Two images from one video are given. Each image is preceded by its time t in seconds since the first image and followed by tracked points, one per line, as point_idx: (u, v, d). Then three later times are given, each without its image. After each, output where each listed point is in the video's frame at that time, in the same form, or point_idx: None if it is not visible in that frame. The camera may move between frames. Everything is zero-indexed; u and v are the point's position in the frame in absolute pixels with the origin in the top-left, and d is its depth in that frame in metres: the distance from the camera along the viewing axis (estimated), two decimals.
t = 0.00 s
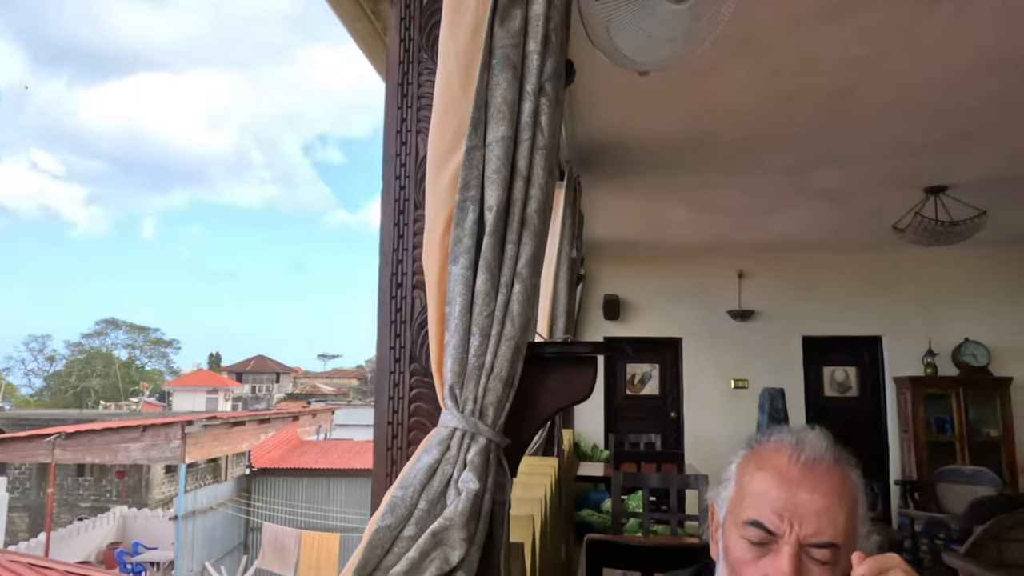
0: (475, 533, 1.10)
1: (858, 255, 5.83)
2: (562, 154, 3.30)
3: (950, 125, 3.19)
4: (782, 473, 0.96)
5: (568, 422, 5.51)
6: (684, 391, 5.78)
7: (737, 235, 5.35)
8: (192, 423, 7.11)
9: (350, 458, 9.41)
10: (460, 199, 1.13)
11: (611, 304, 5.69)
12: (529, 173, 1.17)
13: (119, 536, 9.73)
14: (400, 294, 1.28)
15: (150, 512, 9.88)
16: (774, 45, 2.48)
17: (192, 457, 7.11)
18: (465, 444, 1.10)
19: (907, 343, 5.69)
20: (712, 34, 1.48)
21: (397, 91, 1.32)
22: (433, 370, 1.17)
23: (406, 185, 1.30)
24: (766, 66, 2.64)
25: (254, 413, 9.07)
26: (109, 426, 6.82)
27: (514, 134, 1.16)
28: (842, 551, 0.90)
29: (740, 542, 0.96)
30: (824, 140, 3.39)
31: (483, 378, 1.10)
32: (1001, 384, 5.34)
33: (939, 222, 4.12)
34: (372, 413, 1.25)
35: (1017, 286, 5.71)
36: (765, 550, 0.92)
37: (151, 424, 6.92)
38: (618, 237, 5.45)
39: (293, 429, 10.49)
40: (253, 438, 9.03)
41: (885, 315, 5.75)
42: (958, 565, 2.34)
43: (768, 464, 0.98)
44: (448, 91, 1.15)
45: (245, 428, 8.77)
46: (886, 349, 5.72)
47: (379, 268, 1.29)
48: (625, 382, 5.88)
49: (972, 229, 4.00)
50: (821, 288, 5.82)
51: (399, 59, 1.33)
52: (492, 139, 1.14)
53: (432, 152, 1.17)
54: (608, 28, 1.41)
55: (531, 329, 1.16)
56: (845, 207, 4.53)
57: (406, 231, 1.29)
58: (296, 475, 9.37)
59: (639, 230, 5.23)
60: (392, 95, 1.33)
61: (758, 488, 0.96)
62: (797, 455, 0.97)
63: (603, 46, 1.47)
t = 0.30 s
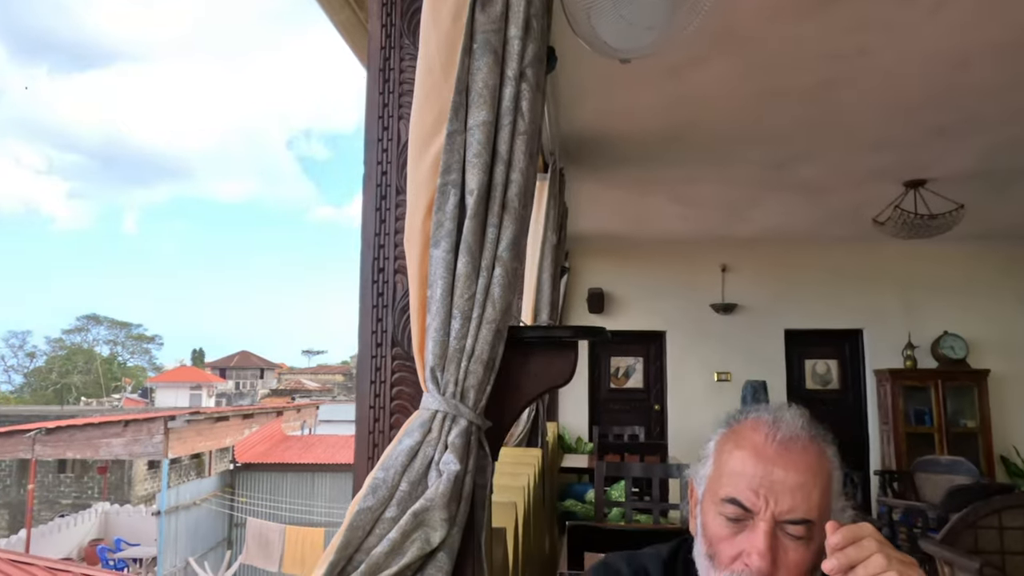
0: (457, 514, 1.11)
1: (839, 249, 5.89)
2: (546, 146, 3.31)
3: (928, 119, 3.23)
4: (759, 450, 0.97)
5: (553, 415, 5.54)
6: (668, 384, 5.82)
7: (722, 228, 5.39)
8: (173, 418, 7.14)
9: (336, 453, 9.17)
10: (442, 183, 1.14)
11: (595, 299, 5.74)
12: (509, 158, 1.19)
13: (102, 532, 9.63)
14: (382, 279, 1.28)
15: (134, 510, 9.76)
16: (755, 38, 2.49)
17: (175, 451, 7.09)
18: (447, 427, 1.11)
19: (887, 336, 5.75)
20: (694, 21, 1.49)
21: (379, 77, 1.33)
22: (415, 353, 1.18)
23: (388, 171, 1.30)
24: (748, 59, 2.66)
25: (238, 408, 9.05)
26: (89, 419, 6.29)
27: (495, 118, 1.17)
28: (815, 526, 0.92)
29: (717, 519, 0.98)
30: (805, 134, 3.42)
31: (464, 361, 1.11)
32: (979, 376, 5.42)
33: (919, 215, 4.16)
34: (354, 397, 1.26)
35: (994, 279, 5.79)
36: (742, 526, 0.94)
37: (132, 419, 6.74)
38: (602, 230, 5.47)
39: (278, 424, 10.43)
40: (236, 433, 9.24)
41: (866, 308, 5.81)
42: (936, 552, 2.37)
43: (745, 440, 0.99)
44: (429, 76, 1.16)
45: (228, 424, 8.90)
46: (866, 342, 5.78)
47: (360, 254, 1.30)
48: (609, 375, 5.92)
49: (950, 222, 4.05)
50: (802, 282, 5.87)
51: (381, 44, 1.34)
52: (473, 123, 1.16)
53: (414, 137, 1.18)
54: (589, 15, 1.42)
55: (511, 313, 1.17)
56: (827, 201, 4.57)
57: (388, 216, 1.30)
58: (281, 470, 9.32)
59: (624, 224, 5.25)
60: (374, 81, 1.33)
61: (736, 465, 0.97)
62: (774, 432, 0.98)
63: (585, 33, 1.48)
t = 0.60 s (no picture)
0: (442, 493, 1.11)
1: (822, 241, 5.94)
2: (533, 134, 3.31)
3: (911, 109, 3.25)
4: (745, 427, 0.97)
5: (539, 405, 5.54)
6: (654, 374, 5.84)
7: (707, 219, 5.40)
8: (156, 411, 7.05)
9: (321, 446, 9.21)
10: (427, 161, 1.14)
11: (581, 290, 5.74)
12: (496, 137, 1.19)
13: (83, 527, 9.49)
14: (367, 259, 1.27)
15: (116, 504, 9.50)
16: (743, 26, 2.50)
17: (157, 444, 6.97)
18: (433, 405, 1.11)
19: (870, 327, 5.80)
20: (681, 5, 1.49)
21: (364, 56, 1.32)
22: (400, 333, 1.17)
23: (373, 151, 1.29)
24: (735, 48, 2.67)
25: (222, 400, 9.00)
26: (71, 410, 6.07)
27: (481, 97, 1.17)
28: (800, 501, 0.93)
29: (704, 494, 0.98)
30: (790, 124, 3.43)
31: (450, 339, 1.11)
32: (960, 366, 5.47)
33: (901, 207, 4.20)
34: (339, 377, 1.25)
35: (974, 271, 5.86)
36: (727, 502, 0.95)
37: (115, 411, 6.56)
38: (589, 221, 5.46)
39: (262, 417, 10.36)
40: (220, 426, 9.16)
41: (848, 300, 5.86)
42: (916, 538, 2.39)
43: (731, 415, 0.99)
44: (414, 54, 1.16)
45: (213, 417, 8.83)
46: (849, 333, 5.82)
47: (345, 234, 1.29)
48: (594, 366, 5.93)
49: (932, 213, 4.09)
50: (786, 274, 5.91)
51: (366, 23, 1.33)
52: (459, 101, 1.15)
53: (399, 115, 1.18)
54: None
55: (497, 292, 1.17)
56: (810, 192, 4.60)
57: (373, 197, 1.29)
58: (265, 463, 9.26)
59: (611, 215, 5.25)
60: (358, 60, 1.32)
61: (722, 440, 0.98)
62: (759, 408, 0.98)
63: (573, 16, 1.48)
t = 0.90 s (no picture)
0: (431, 474, 1.11)
1: (806, 233, 5.98)
2: (520, 125, 3.32)
3: (894, 100, 3.28)
4: (732, 405, 0.98)
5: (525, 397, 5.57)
6: (639, 365, 5.87)
7: (694, 211, 5.43)
8: (142, 403, 6.78)
9: (307, 438, 9.23)
10: (417, 142, 1.14)
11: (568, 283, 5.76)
12: (485, 119, 1.19)
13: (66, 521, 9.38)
14: (355, 242, 1.27)
15: (99, 496, 9.27)
16: (730, 15, 2.51)
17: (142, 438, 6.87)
18: (422, 386, 1.11)
19: (853, 319, 5.86)
20: None
21: (352, 39, 1.32)
22: (389, 315, 1.17)
23: (361, 134, 1.29)
24: (722, 38, 2.68)
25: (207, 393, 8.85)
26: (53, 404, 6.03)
27: (470, 79, 1.18)
28: (785, 478, 0.95)
29: (690, 472, 1.00)
30: (775, 115, 3.46)
31: (439, 321, 1.11)
32: (941, 357, 5.53)
33: (884, 199, 4.24)
34: (328, 360, 1.25)
35: (956, 263, 5.93)
36: (714, 479, 0.96)
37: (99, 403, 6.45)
38: (576, 212, 5.47)
39: (247, 409, 10.29)
40: (205, 419, 8.95)
41: (831, 291, 5.91)
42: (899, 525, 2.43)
43: (717, 393, 1.00)
44: (403, 36, 1.16)
45: (197, 410, 8.61)
46: (833, 324, 5.88)
47: (334, 216, 1.28)
48: (581, 356, 5.96)
49: (915, 205, 4.12)
50: (771, 266, 5.96)
51: (354, 6, 1.33)
52: (448, 83, 1.16)
53: (388, 97, 1.18)
54: None
55: (485, 275, 1.18)
56: (796, 184, 4.63)
57: (361, 179, 1.28)
58: (250, 456, 9.21)
59: (597, 206, 5.26)
60: (347, 42, 1.32)
61: (709, 418, 0.98)
62: (746, 386, 0.99)
63: (562, 3, 1.48)
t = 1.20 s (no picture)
0: (419, 459, 1.11)
1: (792, 227, 6.02)
2: (508, 116, 3.32)
3: (879, 94, 3.31)
4: (719, 387, 0.99)
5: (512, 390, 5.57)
6: (626, 357, 5.88)
7: (680, 205, 5.45)
8: (126, 396, 6.63)
9: (293, 432, 9.21)
10: (405, 127, 1.13)
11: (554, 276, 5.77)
12: (473, 104, 1.19)
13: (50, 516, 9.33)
14: (343, 228, 1.27)
15: (83, 492, 9.38)
16: (717, 7, 2.51)
17: (126, 433, 6.62)
18: (410, 371, 1.11)
19: (837, 312, 5.91)
20: None
21: (340, 25, 1.31)
22: (377, 302, 1.17)
23: (349, 119, 1.28)
24: (708, 30, 2.69)
25: (190, 387, 8.68)
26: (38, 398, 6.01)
27: (458, 65, 1.18)
28: (772, 459, 0.96)
29: (678, 453, 1.00)
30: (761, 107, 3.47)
31: (427, 306, 1.11)
32: (924, 350, 5.58)
33: (868, 192, 4.27)
34: (315, 347, 1.25)
35: (938, 257, 5.99)
36: (701, 461, 0.97)
37: (83, 397, 6.26)
38: (563, 205, 5.48)
39: (233, 403, 10.26)
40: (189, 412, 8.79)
41: (816, 285, 5.96)
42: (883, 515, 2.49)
43: (705, 375, 1.01)
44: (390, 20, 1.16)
45: (182, 402, 8.41)
46: (817, 318, 5.91)
47: (322, 202, 1.28)
48: (568, 350, 5.97)
49: (899, 198, 4.15)
50: (757, 259, 5.99)
51: None
52: (436, 68, 1.15)
53: (377, 81, 1.18)
54: None
55: (474, 260, 1.18)
56: (781, 177, 4.66)
57: (349, 164, 1.28)
58: (236, 450, 9.18)
59: (584, 199, 5.27)
60: (334, 28, 1.31)
61: (697, 400, 0.99)
62: (733, 368, 1.00)
63: None
